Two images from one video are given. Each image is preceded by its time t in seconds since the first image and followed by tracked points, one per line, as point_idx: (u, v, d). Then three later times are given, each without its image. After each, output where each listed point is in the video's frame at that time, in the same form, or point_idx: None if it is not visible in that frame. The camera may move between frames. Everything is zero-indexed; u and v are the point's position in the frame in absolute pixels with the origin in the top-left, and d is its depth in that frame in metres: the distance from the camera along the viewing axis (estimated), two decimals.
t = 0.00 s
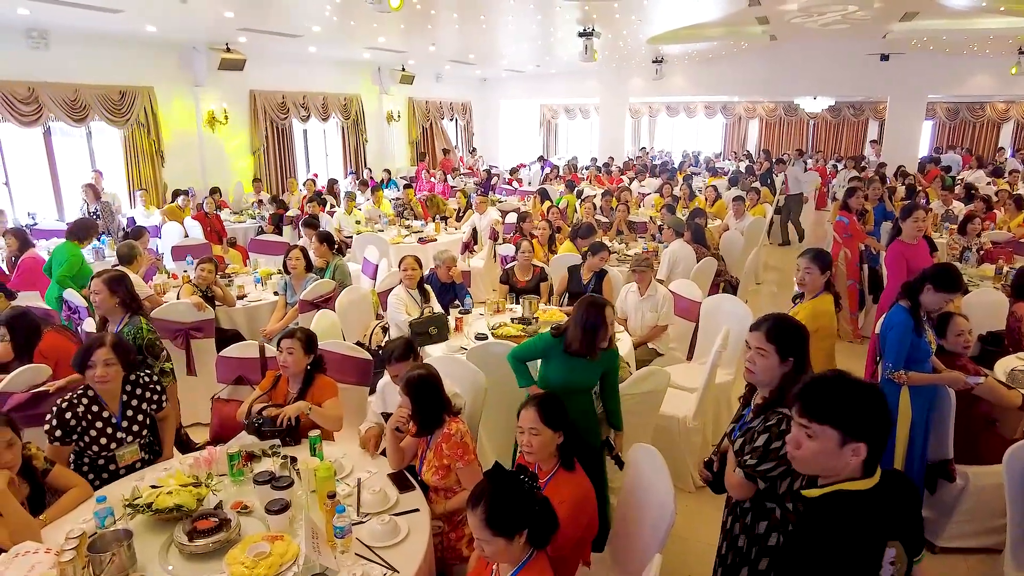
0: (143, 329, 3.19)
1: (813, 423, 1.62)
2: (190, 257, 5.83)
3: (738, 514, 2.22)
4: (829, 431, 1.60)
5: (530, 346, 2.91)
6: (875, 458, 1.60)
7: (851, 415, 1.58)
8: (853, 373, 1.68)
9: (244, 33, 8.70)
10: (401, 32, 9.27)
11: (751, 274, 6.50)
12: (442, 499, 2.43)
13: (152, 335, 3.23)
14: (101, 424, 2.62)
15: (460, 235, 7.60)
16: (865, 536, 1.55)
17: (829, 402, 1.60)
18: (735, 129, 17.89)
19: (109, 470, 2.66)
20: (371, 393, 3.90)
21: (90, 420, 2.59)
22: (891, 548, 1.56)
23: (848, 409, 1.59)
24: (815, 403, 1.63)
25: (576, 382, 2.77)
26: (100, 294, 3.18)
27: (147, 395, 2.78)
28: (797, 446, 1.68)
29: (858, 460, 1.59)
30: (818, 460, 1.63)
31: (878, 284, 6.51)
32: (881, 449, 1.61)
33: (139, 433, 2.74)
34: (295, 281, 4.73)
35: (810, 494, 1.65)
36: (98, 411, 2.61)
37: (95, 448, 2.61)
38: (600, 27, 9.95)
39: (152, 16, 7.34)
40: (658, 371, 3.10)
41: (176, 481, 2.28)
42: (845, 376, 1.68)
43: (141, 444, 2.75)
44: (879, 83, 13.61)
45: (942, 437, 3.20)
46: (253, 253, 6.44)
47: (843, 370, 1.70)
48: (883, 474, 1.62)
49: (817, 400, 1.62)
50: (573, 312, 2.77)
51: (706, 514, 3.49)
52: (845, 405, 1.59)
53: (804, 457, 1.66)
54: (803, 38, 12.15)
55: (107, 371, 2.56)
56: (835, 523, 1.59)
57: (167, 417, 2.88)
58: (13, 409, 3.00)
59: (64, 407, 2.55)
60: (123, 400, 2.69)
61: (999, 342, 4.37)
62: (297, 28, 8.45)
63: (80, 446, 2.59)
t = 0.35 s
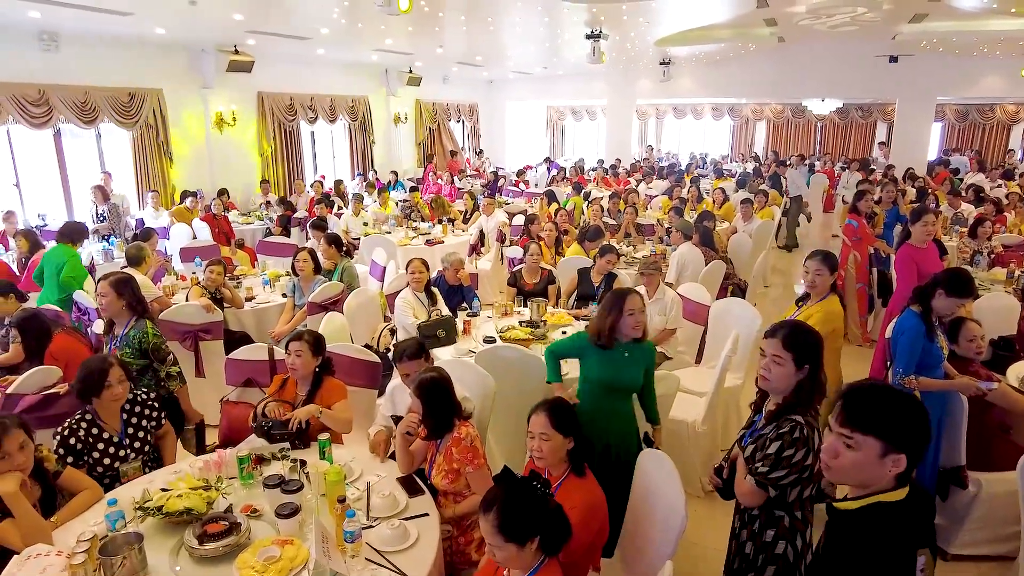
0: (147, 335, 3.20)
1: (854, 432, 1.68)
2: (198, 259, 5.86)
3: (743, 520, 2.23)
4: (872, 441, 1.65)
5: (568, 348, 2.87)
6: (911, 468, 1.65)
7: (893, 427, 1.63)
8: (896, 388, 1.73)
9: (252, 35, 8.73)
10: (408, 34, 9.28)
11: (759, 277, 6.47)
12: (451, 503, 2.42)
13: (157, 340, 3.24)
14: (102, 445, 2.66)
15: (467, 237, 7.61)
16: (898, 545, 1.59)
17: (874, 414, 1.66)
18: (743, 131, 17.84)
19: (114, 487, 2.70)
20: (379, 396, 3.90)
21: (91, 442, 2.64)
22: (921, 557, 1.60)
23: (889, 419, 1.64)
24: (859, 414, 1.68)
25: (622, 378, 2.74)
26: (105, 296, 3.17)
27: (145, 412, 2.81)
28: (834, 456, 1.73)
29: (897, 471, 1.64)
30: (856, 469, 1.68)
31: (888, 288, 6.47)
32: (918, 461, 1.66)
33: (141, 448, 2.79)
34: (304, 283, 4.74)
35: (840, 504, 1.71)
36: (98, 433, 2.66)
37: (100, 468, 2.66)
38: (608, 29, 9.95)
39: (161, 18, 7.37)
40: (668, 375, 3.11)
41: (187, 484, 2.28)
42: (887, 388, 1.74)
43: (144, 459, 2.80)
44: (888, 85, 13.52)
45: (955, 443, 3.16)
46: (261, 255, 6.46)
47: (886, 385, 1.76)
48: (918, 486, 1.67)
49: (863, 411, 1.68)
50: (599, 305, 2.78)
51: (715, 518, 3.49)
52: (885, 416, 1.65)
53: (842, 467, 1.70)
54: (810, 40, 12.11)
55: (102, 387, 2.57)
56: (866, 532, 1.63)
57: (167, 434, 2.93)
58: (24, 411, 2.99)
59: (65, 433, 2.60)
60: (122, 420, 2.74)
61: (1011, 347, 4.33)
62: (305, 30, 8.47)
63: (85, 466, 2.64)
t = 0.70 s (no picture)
0: (166, 337, 3.20)
1: (880, 440, 1.65)
2: (209, 261, 5.86)
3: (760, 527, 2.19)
4: (898, 449, 1.63)
5: (637, 367, 2.69)
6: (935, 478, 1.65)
7: (921, 436, 1.61)
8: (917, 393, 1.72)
9: (263, 38, 8.75)
10: (418, 36, 9.29)
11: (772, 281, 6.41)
12: (464, 508, 2.38)
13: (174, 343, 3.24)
14: (106, 444, 2.65)
15: (477, 240, 7.59)
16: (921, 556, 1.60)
17: (901, 423, 1.64)
18: (753, 135, 17.75)
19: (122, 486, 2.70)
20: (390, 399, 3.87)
21: (93, 442, 2.62)
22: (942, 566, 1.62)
23: (918, 429, 1.62)
24: (886, 422, 1.66)
25: (687, 384, 2.75)
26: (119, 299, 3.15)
27: (144, 411, 2.83)
28: (856, 464, 1.70)
29: (921, 480, 1.63)
30: (880, 478, 1.66)
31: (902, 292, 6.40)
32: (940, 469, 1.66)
33: (144, 446, 2.79)
34: (315, 285, 4.73)
35: (866, 519, 1.69)
36: (99, 432, 2.64)
37: (105, 467, 2.66)
38: (618, 32, 9.92)
39: (173, 21, 7.40)
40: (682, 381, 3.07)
41: (198, 488, 2.26)
42: (909, 394, 1.72)
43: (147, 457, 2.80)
44: (900, 88, 13.41)
45: (977, 450, 3.08)
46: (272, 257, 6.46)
47: (906, 389, 1.73)
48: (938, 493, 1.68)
49: (888, 420, 1.65)
50: (659, 317, 2.64)
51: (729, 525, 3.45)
52: (913, 425, 1.63)
53: (865, 476, 1.68)
54: (822, 42, 12.03)
55: (103, 386, 2.56)
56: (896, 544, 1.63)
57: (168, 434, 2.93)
58: (37, 412, 2.97)
59: (65, 437, 2.58)
60: (122, 417, 2.75)
61: None
62: (315, 33, 8.49)
63: (91, 467, 2.63)
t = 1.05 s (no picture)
0: (183, 336, 3.15)
1: (904, 441, 1.53)
2: (220, 259, 5.84)
3: (787, 536, 2.11)
4: (922, 451, 1.51)
5: (717, 382, 2.54)
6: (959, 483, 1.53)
7: (947, 437, 1.50)
8: (938, 392, 1.60)
9: (275, 37, 8.74)
10: (429, 36, 9.26)
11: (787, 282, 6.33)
12: (481, 510, 2.31)
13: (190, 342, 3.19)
14: (112, 441, 2.62)
15: (488, 240, 7.55)
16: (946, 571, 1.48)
17: (925, 423, 1.52)
18: (765, 136, 17.62)
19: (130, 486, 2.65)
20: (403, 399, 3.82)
21: (99, 440, 2.59)
22: None
23: (942, 429, 1.51)
24: (909, 422, 1.54)
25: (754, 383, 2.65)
26: (134, 298, 3.09)
27: (150, 410, 2.79)
28: (876, 469, 1.58)
29: (948, 486, 1.51)
30: (904, 483, 1.53)
31: (920, 294, 6.29)
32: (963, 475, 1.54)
33: (151, 445, 2.76)
34: (327, 284, 4.70)
35: (889, 532, 1.55)
36: (104, 430, 2.61)
37: (111, 465, 2.62)
38: (630, 32, 9.85)
39: (185, 21, 7.40)
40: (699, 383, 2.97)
41: (210, 488, 2.21)
42: (931, 393, 1.61)
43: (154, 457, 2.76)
44: (915, 89, 13.26)
45: (1007, 455, 2.98)
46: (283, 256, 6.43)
47: (926, 388, 1.62)
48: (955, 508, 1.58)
49: (910, 420, 1.53)
50: (728, 329, 2.46)
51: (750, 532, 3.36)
52: (937, 426, 1.51)
53: (887, 482, 1.56)
54: (835, 43, 11.92)
55: (112, 383, 2.53)
56: (925, 559, 1.50)
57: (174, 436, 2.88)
58: (48, 410, 2.93)
59: (70, 434, 2.54)
60: (129, 415, 2.71)
61: None
62: (327, 32, 8.47)
63: (98, 465, 2.59)
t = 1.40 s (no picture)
0: (188, 328, 3.12)
1: (927, 439, 1.44)
2: (228, 256, 5.81)
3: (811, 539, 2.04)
4: (946, 447, 1.42)
5: (782, 396, 2.34)
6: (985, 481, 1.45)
7: (971, 432, 1.41)
8: (951, 387, 1.52)
9: (283, 34, 8.71)
10: (438, 33, 9.21)
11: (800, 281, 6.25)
12: (494, 509, 2.25)
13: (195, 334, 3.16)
14: (122, 438, 2.57)
15: (497, 238, 7.50)
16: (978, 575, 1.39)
17: (947, 419, 1.43)
18: (775, 135, 17.49)
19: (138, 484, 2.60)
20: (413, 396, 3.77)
21: (108, 436, 2.54)
22: None
23: (967, 424, 1.42)
24: (929, 418, 1.45)
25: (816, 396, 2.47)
26: (137, 290, 3.06)
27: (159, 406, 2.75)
28: (896, 470, 1.48)
29: (972, 484, 1.43)
30: (928, 485, 1.43)
31: (936, 293, 6.19)
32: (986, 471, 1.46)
33: (161, 443, 2.71)
34: (336, 280, 4.65)
35: (916, 542, 1.44)
36: (113, 426, 2.56)
37: (120, 462, 2.57)
38: (641, 29, 9.77)
39: (194, 17, 7.38)
40: (717, 383, 2.88)
41: (217, 485, 2.16)
42: (946, 387, 1.53)
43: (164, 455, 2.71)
44: (929, 87, 13.10)
45: None
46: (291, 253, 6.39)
47: (939, 384, 1.54)
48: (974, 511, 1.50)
49: (931, 416, 1.44)
50: (788, 332, 2.33)
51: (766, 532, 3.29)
52: (961, 420, 1.43)
53: (909, 485, 1.45)
54: (848, 40, 11.80)
55: (123, 377, 2.49)
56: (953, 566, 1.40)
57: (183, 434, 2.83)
58: (53, 404, 2.91)
59: (78, 430, 2.50)
60: (138, 412, 2.67)
61: None
62: (336, 29, 8.43)
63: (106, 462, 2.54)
